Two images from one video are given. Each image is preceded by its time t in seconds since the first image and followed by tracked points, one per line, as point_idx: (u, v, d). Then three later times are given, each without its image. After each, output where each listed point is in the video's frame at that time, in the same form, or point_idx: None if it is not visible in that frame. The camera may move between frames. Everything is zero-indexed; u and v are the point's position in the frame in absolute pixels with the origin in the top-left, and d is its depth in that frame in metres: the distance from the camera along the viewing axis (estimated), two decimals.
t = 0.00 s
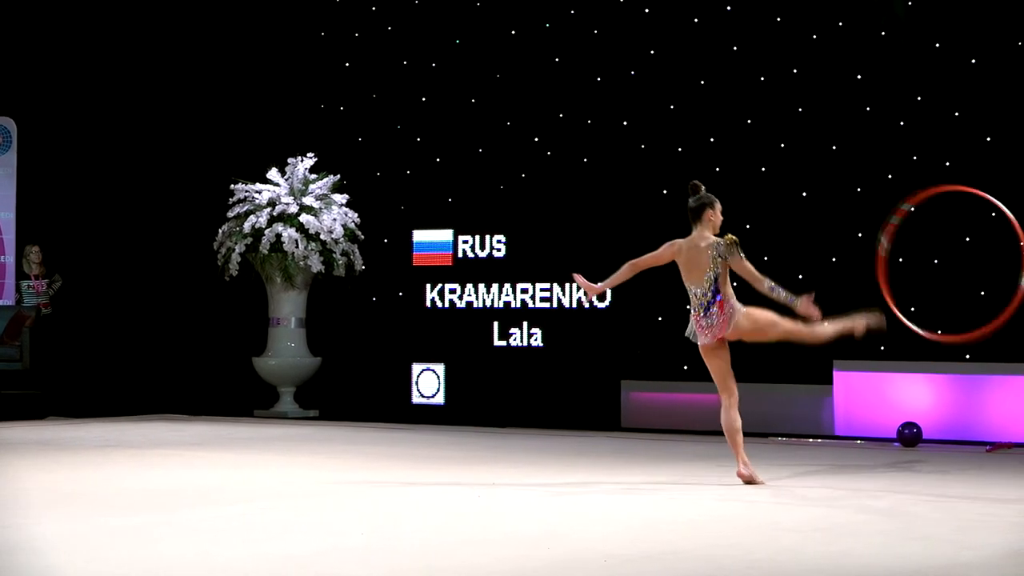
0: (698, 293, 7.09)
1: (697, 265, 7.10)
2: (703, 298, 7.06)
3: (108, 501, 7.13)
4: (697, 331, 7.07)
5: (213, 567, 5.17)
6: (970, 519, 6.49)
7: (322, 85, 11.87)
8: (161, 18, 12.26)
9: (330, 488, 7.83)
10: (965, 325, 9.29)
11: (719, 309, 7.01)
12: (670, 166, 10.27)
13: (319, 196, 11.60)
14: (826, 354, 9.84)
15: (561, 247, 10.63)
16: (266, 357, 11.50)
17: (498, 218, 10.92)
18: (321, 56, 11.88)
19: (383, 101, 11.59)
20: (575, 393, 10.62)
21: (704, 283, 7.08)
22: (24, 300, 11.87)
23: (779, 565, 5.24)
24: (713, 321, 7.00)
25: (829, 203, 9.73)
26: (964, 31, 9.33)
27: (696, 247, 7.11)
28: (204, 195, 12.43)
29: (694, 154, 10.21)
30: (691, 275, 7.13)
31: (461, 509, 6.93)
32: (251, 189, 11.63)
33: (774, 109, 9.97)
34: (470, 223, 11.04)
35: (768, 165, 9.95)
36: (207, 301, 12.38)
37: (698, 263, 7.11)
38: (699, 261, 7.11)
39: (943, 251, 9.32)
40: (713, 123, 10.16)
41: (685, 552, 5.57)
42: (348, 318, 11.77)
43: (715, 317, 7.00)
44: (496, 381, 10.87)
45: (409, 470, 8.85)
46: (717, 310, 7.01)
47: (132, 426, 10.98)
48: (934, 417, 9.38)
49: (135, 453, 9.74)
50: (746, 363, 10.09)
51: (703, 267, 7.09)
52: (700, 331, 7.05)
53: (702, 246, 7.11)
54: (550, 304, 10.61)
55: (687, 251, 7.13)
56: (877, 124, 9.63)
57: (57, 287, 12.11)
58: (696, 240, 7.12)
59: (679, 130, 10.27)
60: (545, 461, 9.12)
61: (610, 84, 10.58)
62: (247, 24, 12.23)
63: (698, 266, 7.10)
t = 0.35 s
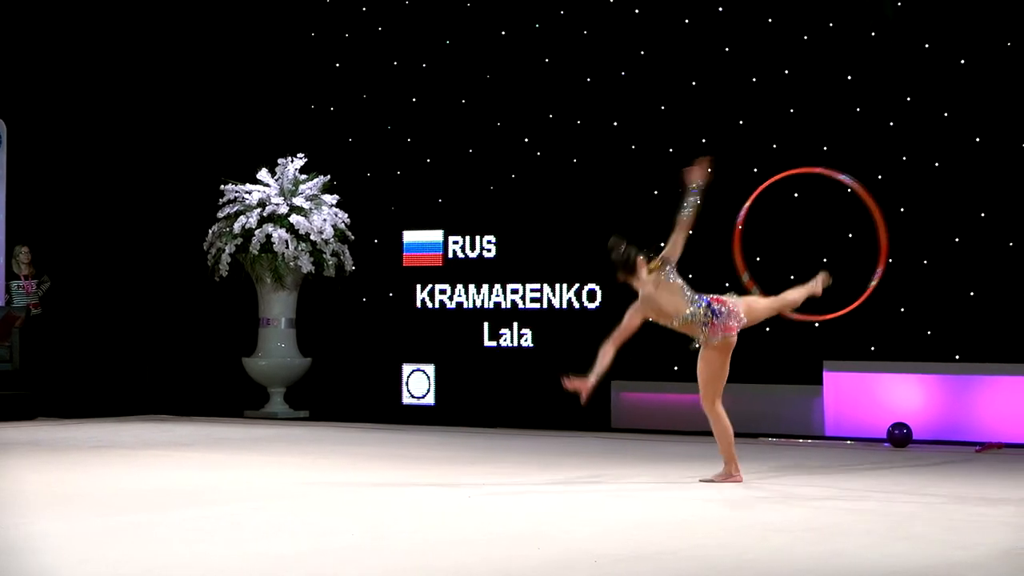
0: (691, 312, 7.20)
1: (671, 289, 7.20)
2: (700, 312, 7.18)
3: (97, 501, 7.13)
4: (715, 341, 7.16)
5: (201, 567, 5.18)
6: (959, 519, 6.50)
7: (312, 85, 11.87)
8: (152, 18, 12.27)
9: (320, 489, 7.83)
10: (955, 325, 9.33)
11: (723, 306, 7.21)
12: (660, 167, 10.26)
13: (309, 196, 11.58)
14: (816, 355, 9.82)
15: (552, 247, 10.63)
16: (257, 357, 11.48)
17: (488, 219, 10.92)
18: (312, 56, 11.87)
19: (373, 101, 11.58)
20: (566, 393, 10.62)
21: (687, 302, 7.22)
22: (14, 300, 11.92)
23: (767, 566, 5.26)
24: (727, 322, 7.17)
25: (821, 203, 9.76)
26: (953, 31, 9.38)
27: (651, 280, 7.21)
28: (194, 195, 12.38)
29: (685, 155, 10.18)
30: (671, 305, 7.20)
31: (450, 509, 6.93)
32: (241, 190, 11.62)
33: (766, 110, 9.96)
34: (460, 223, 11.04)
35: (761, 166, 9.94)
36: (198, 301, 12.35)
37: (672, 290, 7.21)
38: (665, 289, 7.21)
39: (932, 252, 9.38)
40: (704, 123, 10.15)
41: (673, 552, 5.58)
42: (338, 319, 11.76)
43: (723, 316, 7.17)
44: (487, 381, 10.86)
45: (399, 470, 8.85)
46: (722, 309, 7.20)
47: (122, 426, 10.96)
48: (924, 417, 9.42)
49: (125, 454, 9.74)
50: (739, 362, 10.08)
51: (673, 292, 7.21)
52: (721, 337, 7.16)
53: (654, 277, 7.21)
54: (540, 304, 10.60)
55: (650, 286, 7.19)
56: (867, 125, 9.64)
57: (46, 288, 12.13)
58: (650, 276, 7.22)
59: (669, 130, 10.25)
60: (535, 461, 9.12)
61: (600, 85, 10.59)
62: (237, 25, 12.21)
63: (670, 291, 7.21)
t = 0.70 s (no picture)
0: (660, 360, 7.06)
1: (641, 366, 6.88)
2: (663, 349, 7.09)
3: (89, 501, 7.11)
4: (684, 362, 7.18)
5: (194, 567, 5.16)
6: (951, 519, 6.51)
7: (305, 84, 11.86)
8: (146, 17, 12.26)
9: (314, 489, 7.82)
10: (947, 325, 9.36)
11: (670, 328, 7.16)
12: (654, 166, 10.28)
13: (302, 195, 11.59)
14: (809, 354, 9.76)
15: (546, 247, 10.62)
16: (250, 357, 11.47)
17: (481, 218, 10.92)
18: (305, 56, 11.87)
19: (367, 101, 11.57)
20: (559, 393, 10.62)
21: (653, 362, 7.00)
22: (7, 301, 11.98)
23: (761, 565, 5.25)
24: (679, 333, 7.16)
25: (815, 202, 9.74)
26: (945, 31, 9.41)
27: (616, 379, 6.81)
28: (187, 195, 12.35)
29: (681, 154, 10.20)
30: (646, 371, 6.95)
31: (442, 509, 6.93)
32: (234, 189, 11.62)
33: (761, 109, 9.97)
34: (453, 222, 11.04)
35: (756, 165, 9.94)
36: (192, 300, 12.34)
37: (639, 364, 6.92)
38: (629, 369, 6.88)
39: (924, 251, 9.40)
40: (699, 122, 10.17)
41: (666, 551, 5.57)
42: (331, 318, 11.75)
43: (676, 337, 7.13)
44: (480, 381, 10.86)
45: (392, 470, 8.84)
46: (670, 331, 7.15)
47: (114, 426, 10.94)
48: (916, 416, 9.45)
49: (118, 454, 9.72)
50: (732, 362, 10.03)
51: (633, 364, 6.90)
52: (688, 354, 7.18)
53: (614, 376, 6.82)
54: (534, 304, 10.62)
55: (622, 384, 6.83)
56: (860, 124, 9.67)
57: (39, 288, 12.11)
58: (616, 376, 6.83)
59: (665, 130, 10.28)
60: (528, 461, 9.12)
61: (594, 84, 10.59)
62: (230, 23, 12.20)
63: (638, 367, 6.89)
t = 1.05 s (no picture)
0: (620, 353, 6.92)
1: (612, 369, 6.86)
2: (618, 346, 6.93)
3: (87, 501, 7.10)
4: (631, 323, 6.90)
5: (193, 568, 5.15)
6: (950, 519, 6.51)
7: (304, 85, 11.85)
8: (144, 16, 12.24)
9: (312, 488, 7.83)
10: (945, 325, 9.34)
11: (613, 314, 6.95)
12: (653, 165, 10.27)
13: (301, 195, 11.57)
14: (807, 354, 9.81)
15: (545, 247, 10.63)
16: (249, 357, 11.48)
17: (480, 218, 10.92)
18: (304, 56, 11.86)
19: (365, 101, 11.58)
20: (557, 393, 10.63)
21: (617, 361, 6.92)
22: (6, 300, 11.94)
23: (759, 565, 5.25)
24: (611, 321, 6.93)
25: (813, 202, 9.77)
26: (944, 30, 9.40)
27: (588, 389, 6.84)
28: (184, 194, 12.36)
29: (682, 154, 10.21)
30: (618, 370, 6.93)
31: (440, 509, 6.94)
32: (233, 189, 11.62)
33: (759, 109, 9.99)
34: (452, 222, 11.04)
35: (755, 165, 9.97)
36: (192, 301, 12.34)
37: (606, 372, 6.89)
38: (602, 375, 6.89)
39: (921, 251, 9.42)
40: (698, 122, 10.18)
41: (665, 552, 5.57)
42: (330, 318, 11.74)
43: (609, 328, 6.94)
44: (478, 381, 10.86)
45: (390, 470, 8.85)
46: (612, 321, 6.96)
47: (113, 426, 10.93)
48: (916, 416, 9.48)
49: (116, 455, 9.71)
50: (732, 362, 10.02)
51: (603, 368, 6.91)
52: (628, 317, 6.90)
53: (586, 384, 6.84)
54: (532, 303, 10.59)
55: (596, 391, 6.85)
56: (858, 124, 9.69)
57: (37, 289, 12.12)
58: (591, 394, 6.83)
59: (665, 130, 10.27)
60: (526, 461, 9.13)
61: (593, 84, 10.59)
62: (229, 23, 12.20)
63: (609, 372, 6.87)
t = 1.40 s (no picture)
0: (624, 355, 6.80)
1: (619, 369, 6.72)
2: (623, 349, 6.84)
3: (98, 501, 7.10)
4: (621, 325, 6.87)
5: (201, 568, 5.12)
6: (960, 519, 6.50)
7: (315, 84, 11.86)
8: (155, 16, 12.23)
9: (323, 488, 7.84)
10: (956, 325, 9.34)
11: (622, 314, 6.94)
12: (667, 166, 10.27)
13: (311, 195, 11.53)
14: (819, 354, 9.85)
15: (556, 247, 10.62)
16: (259, 356, 11.48)
17: (491, 218, 10.93)
18: (314, 56, 11.86)
19: (376, 100, 11.58)
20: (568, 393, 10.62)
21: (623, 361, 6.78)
22: (18, 300, 11.81)
23: (768, 565, 5.24)
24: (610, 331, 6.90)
25: (824, 202, 9.78)
26: (955, 30, 9.38)
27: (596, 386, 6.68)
28: (195, 194, 12.35)
29: (694, 154, 10.21)
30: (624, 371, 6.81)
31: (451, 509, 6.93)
32: (244, 189, 11.61)
33: (770, 109, 9.99)
34: (462, 222, 11.04)
35: (765, 165, 9.98)
36: (203, 301, 12.33)
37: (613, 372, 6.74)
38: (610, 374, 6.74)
39: (932, 251, 9.40)
40: (709, 123, 10.18)
41: (675, 552, 5.57)
42: (340, 318, 11.75)
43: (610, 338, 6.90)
44: (489, 380, 10.84)
45: (400, 470, 8.85)
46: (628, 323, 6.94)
47: (124, 425, 10.94)
48: (926, 416, 9.41)
49: (127, 455, 9.71)
50: (742, 362, 10.07)
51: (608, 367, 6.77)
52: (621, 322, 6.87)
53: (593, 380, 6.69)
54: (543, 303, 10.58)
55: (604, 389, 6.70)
56: (868, 123, 9.67)
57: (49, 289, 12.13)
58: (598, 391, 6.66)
59: (677, 130, 10.27)
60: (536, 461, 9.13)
61: (604, 84, 10.58)
62: (240, 23, 12.19)
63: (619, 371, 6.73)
